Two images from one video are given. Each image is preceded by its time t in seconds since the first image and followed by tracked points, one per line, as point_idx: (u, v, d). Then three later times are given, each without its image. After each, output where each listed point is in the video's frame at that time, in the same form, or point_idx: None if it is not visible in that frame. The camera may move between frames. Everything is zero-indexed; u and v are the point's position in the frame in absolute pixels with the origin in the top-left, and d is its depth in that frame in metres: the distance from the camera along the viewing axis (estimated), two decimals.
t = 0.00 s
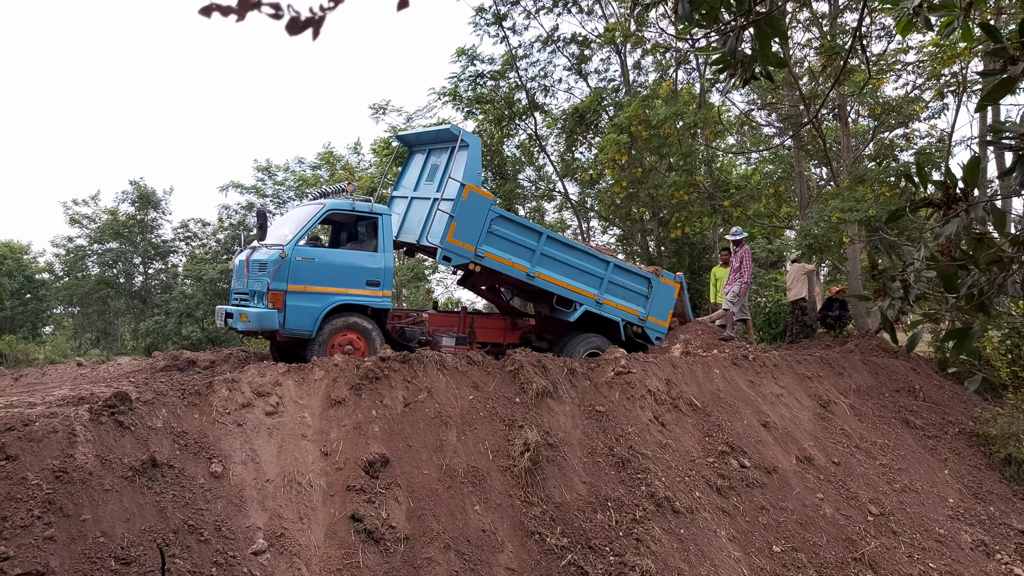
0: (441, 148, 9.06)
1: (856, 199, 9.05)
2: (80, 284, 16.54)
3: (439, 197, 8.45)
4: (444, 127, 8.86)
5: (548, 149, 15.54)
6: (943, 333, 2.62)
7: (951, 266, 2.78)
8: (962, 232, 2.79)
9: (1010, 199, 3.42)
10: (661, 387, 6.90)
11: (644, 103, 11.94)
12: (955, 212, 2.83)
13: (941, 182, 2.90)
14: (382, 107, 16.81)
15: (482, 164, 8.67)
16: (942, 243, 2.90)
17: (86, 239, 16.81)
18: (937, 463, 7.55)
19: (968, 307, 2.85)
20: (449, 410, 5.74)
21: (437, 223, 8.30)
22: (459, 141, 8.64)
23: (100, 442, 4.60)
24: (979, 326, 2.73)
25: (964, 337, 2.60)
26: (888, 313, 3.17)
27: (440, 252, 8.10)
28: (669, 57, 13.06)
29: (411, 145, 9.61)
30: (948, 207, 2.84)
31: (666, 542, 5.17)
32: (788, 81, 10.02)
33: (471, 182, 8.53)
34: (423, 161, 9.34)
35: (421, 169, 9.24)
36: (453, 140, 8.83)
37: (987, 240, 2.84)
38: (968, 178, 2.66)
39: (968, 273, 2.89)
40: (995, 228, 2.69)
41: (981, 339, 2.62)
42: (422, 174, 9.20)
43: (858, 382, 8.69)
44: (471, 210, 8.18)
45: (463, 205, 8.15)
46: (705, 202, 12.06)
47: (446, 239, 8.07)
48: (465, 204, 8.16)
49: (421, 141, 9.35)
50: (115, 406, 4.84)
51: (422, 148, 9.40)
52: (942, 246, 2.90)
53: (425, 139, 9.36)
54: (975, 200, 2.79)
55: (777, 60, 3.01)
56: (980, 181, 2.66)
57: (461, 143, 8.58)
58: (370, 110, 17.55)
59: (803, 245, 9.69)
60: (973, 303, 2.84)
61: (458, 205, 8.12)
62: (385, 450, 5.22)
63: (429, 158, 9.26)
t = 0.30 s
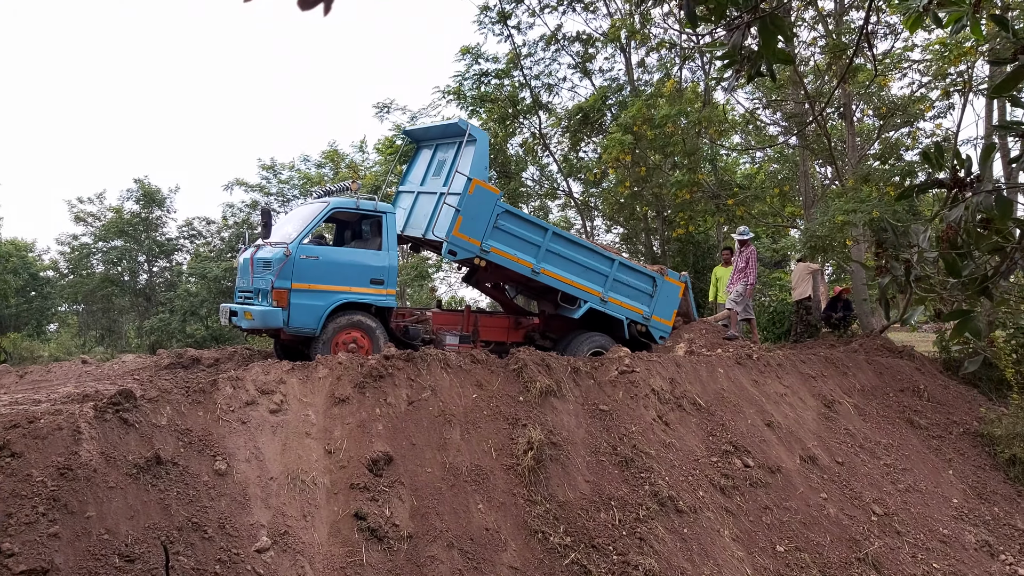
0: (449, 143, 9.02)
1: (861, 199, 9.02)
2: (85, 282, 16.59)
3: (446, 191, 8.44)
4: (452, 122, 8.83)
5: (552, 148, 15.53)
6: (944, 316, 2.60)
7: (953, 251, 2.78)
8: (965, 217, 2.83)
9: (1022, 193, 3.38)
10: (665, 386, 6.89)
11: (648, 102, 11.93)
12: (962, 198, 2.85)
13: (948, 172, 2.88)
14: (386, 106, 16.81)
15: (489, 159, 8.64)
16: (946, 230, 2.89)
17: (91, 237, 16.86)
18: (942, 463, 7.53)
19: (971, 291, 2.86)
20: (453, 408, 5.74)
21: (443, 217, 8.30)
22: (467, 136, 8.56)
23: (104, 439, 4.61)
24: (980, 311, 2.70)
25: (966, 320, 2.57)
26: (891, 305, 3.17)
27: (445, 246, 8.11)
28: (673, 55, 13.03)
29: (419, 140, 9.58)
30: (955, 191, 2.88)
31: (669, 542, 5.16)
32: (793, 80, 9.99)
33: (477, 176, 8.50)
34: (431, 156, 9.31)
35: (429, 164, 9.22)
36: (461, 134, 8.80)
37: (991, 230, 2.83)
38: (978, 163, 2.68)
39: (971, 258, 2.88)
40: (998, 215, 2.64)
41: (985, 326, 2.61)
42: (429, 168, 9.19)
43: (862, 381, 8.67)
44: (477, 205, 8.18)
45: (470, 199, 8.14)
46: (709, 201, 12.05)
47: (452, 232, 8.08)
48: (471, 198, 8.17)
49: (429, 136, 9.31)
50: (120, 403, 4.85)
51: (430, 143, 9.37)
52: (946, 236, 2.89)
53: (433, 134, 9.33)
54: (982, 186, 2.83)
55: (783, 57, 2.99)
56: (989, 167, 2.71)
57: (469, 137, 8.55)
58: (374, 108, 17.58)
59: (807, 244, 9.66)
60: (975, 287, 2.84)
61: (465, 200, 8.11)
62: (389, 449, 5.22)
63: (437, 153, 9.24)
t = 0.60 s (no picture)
0: (454, 146, 9.03)
1: (863, 205, 9.01)
2: (88, 288, 16.62)
3: (450, 193, 8.45)
4: (458, 124, 8.84)
5: (553, 154, 15.58)
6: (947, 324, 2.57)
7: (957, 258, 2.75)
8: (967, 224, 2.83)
9: None
10: (667, 393, 6.88)
11: (649, 108, 11.95)
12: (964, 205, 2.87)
13: (954, 181, 2.88)
14: (388, 112, 16.86)
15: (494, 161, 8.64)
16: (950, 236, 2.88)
17: (94, 242, 16.91)
18: (945, 470, 7.51)
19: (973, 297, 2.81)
20: (454, 415, 5.73)
21: (447, 218, 8.30)
22: (472, 138, 8.57)
23: (107, 445, 4.61)
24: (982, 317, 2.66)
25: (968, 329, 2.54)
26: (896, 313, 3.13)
27: (449, 247, 8.11)
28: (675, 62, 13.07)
29: (424, 143, 9.59)
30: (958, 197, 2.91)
31: (672, 549, 5.15)
32: (794, 87, 10.01)
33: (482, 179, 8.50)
34: (435, 158, 9.31)
35: (433, 167, 9.23)
36: (466, 137, 8.81)
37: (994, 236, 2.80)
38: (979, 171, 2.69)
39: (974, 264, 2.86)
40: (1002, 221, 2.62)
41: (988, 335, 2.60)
42: (433, 171, 9.18)
43: (865, 388, 8.65)
44: (482, 206, 8.19)
45: (474, 201, 8.16)
46: (711, 207, 12.06)
47: (456, 234, 8.10)
48: (476, 200, 8.18)
49: (434, 139, 9.32)
50: (122, 409, 4.85)
51: (435, 145, 9.38)
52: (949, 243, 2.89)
53: (438, 136, 9.34)
54: (984, 193, 2.84)
55: (782, 64, 2.99)
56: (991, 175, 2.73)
57: (475, 140, 8.55)
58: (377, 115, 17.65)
59: (809, 250, 9.65)
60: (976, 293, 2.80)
61: (469, 201, 8.13)
62: (391, 455, 5.22)
63: (441, 156, 9.25)
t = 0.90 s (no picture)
0: (454, 143, 9.03)
1: (858, 208, 9.03)
2: (83, 287, 16.57)
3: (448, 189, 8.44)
4: (458, 121, 8.83)
5: (550, 155, 15.61)
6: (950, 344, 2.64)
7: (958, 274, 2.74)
8: (969, 239, 2.83)
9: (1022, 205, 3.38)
10: (663, 394, 6.88)
11: (646, 110, 11.97)
12: (962, 219, 2.89)
13: (951, 187, 2.88)
14: (385, 112, 16.85)
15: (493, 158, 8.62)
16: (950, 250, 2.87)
17: (89, 242, 16.87)
18: (939, 471, 7.53)
19: (975, 315, 2.81)
20: (450, 415, 5.73)
21: (446, 214, 8.29)
22: (472, 135, 8.56)
23: (101, 446, 4.59)
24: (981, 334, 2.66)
25: (971, 350, 2.59)
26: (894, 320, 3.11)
27: (447, 243, 8.10)
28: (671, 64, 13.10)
29: (424, 140, 9.58)
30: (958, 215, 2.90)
31: (667, 550, 5.15)
32: (791, 89, 10.04)
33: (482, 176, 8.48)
34: (435, 156, 9.30)
35: (432, 164, 9.21)
36: (466, 134, 8.80)
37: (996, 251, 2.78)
38: (976, 186, 2.69)
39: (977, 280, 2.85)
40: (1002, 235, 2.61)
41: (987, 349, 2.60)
42: (433, 168, 9.17)
43: (860, 390, 8.67)
44: (480, 203, 8.19)
45: (473, 197, 8.16)
46: (707, 208, 12.08)
47: (454, 230, 8.09)
48: (474, 196, 8.18)
49: (434, 136, 9.32)
50: (116, 409, 4.84)
51: (435, 143, 9.37)
52: (949, 252, 2.89)
53: (438, 134, 9.33)
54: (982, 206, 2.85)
55: (779, 64, 3.00)
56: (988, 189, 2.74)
57: (474, 137, 8.53)
58: (373, 115, 17.66)
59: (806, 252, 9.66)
60: (980, 312, 2.79)
61: (468, 198, 8.13)
62: (386, 455, 5.21)
63: (441, 153, 9.24)
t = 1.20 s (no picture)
0: (457, 143, 9.04)
1: (858, 211, 9.04)
2: (84, 291, 16.58)
3: (451, 188, 8.44)
4: (461, 121, 8.83)
5: (550, 158, 15.64)
6: (957, 347, 2.60)
7: (963, 278, 2.67)
8: (973, 244, 2.80)
9: None
10: (663, 397, 6.88)
11: (645, 114, 11.99)
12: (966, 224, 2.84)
13: (956, 192, 2.86)
14: (385, 115, 16.87)
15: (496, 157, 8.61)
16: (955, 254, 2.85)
17: (90, 245, 16.89)
18: (940, 475, 7.52)
19: (983, 320, 2.73)
20: (450, 419, 5.72)
21: (448, 213, 8.30)
22: (475, 135, 8.56)
23: (101, 449, 4.59)
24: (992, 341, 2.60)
25: (977, 352, 2.56)
26: (897, 326, 3.08)
27: (449, 241, 8.10)
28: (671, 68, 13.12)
29: (428, 141, 9.59)
30: (960, 220, 2.88)
31: (668, 554, 5.15)
32: (791, 92, 10.05)
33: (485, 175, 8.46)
34: (438, 156, 9.31)
35: (435, 164, 9.21)
36: (470, 133, 8.80)
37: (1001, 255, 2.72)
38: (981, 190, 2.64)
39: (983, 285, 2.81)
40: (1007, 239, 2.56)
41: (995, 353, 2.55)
42: (436, 168, 9.17)
43: (861, 393, 8.66)
44: (483, 202, 8.20)
45: (476, 196, 8.17)
46: (707, 212, 12.09)
47: (456, 228, 8.09)
48: (477, 196, 8.19)
49: (437, 136, 9.32)
50: (117, 412, 4.84)
51: (438, 143, 9.38)
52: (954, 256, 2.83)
53: (441, 134, 9.34)
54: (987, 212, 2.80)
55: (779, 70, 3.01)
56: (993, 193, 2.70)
57: (478, 136, 8.53)
58: (374, 119, 17.69)
59: (806, 256, 9.65)
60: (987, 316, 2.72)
61: (471, 196, 8.13)
62: (387, 459, 5.21)
63: (444, 153, 9.24)
